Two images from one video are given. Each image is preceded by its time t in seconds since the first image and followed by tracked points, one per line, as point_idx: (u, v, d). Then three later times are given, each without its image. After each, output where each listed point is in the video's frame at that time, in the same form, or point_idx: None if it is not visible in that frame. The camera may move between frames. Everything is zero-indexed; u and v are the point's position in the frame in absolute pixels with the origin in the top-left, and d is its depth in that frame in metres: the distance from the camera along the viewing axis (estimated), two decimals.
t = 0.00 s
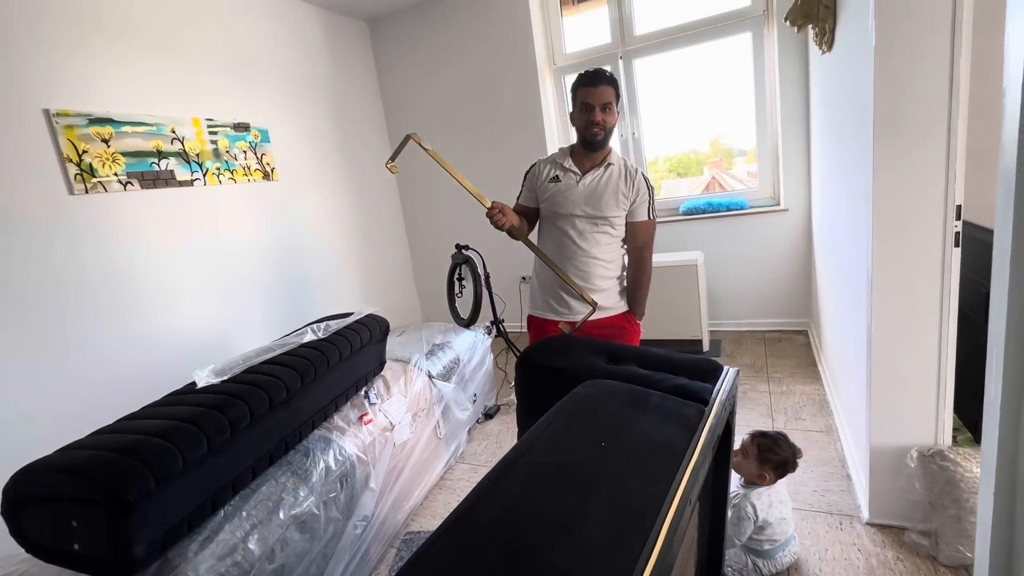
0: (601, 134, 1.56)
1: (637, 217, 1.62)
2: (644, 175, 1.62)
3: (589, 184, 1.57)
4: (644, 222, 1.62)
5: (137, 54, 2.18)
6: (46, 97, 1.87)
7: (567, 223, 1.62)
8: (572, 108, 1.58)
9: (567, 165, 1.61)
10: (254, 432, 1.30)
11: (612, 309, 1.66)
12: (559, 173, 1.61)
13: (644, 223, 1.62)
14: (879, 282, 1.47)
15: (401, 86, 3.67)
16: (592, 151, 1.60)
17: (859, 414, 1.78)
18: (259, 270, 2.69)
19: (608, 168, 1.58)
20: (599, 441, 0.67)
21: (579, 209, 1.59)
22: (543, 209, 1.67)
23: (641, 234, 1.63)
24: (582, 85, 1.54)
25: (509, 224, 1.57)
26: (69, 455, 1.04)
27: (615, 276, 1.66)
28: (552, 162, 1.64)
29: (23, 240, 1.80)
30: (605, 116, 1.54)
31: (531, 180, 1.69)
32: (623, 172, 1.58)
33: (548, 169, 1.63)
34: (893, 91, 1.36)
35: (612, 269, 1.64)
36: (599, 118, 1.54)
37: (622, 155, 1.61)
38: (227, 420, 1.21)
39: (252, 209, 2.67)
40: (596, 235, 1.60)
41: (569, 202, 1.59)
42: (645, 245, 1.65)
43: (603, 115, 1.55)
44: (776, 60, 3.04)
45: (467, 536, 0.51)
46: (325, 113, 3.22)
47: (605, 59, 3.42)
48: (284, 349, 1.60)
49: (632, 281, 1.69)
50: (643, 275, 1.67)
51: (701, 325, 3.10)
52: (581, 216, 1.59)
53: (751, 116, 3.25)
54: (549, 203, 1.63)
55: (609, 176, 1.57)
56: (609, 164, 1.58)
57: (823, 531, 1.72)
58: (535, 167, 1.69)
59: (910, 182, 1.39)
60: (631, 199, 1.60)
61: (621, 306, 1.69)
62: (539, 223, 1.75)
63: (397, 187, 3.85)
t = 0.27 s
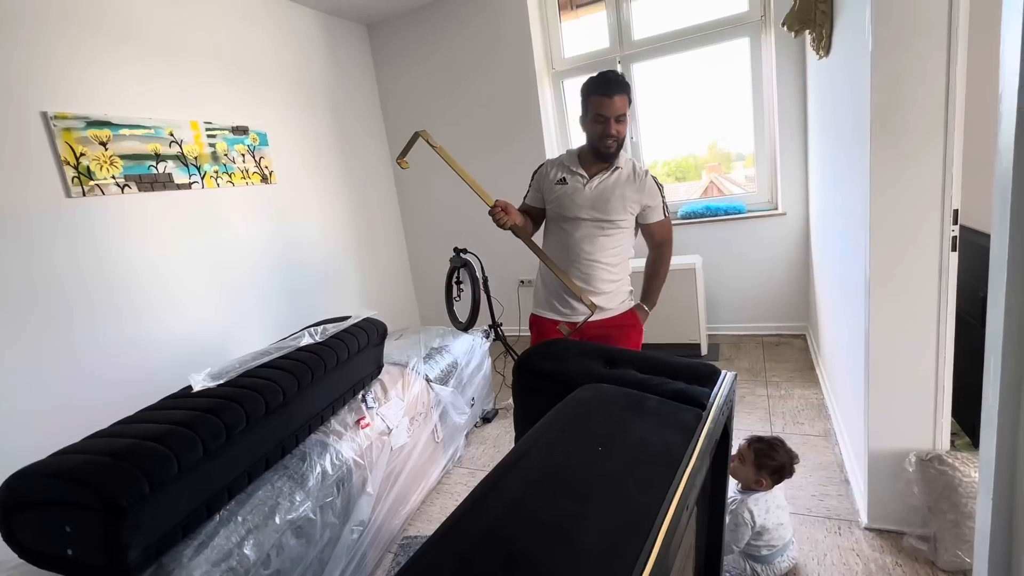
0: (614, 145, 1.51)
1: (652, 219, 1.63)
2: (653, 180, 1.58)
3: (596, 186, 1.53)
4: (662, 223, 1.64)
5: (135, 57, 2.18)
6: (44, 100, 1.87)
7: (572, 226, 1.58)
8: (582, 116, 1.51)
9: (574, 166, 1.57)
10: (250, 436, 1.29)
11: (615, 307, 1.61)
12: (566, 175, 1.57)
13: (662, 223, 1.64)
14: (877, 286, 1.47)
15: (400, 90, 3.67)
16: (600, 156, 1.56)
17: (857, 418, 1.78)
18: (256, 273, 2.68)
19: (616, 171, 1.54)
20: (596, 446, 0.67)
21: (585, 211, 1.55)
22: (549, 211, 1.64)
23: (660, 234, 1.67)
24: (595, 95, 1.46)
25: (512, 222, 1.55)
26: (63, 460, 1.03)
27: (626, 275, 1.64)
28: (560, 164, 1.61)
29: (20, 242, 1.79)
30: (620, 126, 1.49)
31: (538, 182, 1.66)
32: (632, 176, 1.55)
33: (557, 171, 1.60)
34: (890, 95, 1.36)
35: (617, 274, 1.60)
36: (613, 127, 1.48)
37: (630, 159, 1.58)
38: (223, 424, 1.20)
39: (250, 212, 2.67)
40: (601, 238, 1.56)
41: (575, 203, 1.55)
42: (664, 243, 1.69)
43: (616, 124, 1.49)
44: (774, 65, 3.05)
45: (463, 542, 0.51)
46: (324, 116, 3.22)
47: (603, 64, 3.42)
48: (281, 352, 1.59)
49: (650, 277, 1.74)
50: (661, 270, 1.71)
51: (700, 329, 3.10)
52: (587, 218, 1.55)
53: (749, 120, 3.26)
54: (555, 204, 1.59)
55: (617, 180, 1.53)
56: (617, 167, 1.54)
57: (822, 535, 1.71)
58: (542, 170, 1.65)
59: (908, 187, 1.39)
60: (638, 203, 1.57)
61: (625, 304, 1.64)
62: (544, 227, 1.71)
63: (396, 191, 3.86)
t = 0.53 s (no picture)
0: (613, 133, 1.52)
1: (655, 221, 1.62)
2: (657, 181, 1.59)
3: (601, 187, 1.53)
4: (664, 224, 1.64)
5: (132, 59, 2.18)
6: (41, 101, 1.87)
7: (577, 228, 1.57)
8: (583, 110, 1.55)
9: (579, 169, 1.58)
10: (246, 438, 1.29)
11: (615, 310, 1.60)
12: (571, 177, 1.57)
13: (664, 224, 1.64)
14: (874, 290, 1.48)
15: (398, 92, 3.68)
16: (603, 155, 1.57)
17: (853, 421, 1.78)
18: (253, 274, 2.68)
19: (621, 172, 1.55)
20: (592, 448, 0.67)
21: (590, 213, 1.54)
22: (553, 214, 1.63)
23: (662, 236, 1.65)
24: (595, 88, 1.52)
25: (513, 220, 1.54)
26: (57, 462, 1.03)
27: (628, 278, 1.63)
28: (564, 166, 1.61)
29: (16, 243, 1.78)
30: (619, 113, 1.51)
31: (542, 184, 1.66)
32: (636, 176, 1.55)
33: (561, 173, 1.60)
34: (886, 99, 1.37)
35: (620, 277, 1.59)
36: (611, 114, 1.51)
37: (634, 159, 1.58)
38: (219, 426, 1.20)
39: (248, 213, 2.66)
40: (606, 240, 1.55)
41: (580, 205, 1.55)
42: (666, 245, 1.67)
43: (615, 113, 1.51)
44: (771, 69, 3.06)
45: (458, 545, 0.51)
46: (322, 118, 3.22)
47: (601, 67, 3.43)
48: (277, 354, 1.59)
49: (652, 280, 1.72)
50: (662, 272, 1.70)
51: (697, 332, 3.10)
52: (592, 220, 1.55)
53: (746, 124, 3.27)
54: (559, 206, 1.59)
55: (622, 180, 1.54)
56: (622, 168, 1.55)
57: (818, 538, 1.71)
58: (547, 172, 1.66)
59: (904, 191, 1.40)
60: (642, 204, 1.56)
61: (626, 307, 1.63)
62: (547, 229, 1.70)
63: (394, 193, 3.85)
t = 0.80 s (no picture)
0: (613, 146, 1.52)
1: (658, 220, 1.62)
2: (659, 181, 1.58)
3: (604, 188, 1.52)
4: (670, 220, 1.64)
5: (128, 56, 2.17)
6: (36, 98, 1.86)
7: (579, 229, 1.56)
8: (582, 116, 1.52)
9: (580, 169, 1.57)
10: (241, 437, 1.28)
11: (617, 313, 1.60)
12: (573, 178, 1.57)
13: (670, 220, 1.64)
14: (868, 292, 1.48)
15: (395, 92, 3.67)
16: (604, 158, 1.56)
17: (847, 423, 1.79)
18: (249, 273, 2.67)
19: (622, 172, 1.54)
20: (586, 449, 0.67)
21: (592, 213, 1.54)
22: (555, 215, 1.62)
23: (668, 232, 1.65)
24: (594, 95, 1.47)
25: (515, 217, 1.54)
26: (50, 461, 1.02)
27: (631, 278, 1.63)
28: (564, 167, 1.60)
29: (10, 240, 1.77)
30: (617, 127, 1.49)
31: (543, 185, 1.65)
32: (638, 176, 1.55)
33: (561, 173, 1.59)
34: (881, 103, 1.37)
35: (623, 277, 1.59)
36: (610, 128, 1.49)
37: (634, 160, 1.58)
38: (213, 425, 1.20)
39: (244, 212, 2.66)
40: (609, 240, 1.55)
41: (582, 205, 1.54)
42: (674, 241, 1.66)
43: (614, 126, 1.49)
44: (767, 72, 3.07)
45: (451, 545, 0.51)
46: (319, 117, 3.21)
47: (599, 68, 3.44)
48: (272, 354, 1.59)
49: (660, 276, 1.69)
50: (671, 267, 1.67)
51: (693, 333, 3.11)
52: (595, 220, 1.54)
53: (743, 126, 3.28)
54: (561, 207, 1.58)
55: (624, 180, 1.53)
56: (623, 168, 1.54)
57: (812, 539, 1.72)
58: (547, 173, 1.65)
59: (898, 194, 1.41)
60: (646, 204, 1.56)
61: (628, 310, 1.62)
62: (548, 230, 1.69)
63: (391, 192, 3.85)
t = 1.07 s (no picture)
0: (613, 150, 1.50)
1: (657, 216, 1.61)
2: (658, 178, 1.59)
3: (604, 186, 1.52)
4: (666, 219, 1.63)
5: (124, 50, 2.15)
6: (30, 91, 1.84)
7: (580, 228, 1.55)
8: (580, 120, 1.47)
9: (579, 168, 1.56)
10: (235, 433, 1.28)
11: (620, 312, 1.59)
12: (572, 177, 1.55)
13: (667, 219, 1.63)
14: (864, 292, 1.49)
15: (393, 89, 3.66)
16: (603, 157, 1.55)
17: (842, 423, 1.79)
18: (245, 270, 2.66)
19: (623, 169, 1.54)
20: (582, 446, 0.67)
21: (594, 211, 1.53)
22: (553, 214, 1.60)
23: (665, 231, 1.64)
24: (591, 102, 1.41)
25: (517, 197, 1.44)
26: (42, 455, 1.02)
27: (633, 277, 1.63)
28: (562, 165, 1.58)
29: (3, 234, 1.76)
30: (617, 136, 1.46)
31: (540, 184, 1.62)
32: (638, 174, 1.54)
33: (560, 171, 1.57)
34: (879, 103, 1.38)
35: (626, 275, 1.59)
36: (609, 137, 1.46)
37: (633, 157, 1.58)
38: (208, 421, 1.19)
39: (240, 208, 2.64)
40: (611, 238, 1.55)
41: (584, 204, 1.53)
42: (671, 240, 1.65)
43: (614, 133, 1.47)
44: (765, 72, 3.08)
45: (447, 541, 0.50)
46: (315, 113, 3.19)
47: (597, 67, 3.44)
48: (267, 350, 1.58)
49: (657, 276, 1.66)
50: (668, 267, 1.66)
51: (688, 333, 3.11)
52: (597, 218, 1.54)
53: (740, 126, 3.29)
54: (561, 205, 1.56)
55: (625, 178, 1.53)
56: (623, 166, 1.54)
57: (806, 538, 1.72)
58: (545, 172, 1.62)
59: (895, 193, 1.41)
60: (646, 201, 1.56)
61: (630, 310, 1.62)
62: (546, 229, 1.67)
63: (387, 190, 3.84)
